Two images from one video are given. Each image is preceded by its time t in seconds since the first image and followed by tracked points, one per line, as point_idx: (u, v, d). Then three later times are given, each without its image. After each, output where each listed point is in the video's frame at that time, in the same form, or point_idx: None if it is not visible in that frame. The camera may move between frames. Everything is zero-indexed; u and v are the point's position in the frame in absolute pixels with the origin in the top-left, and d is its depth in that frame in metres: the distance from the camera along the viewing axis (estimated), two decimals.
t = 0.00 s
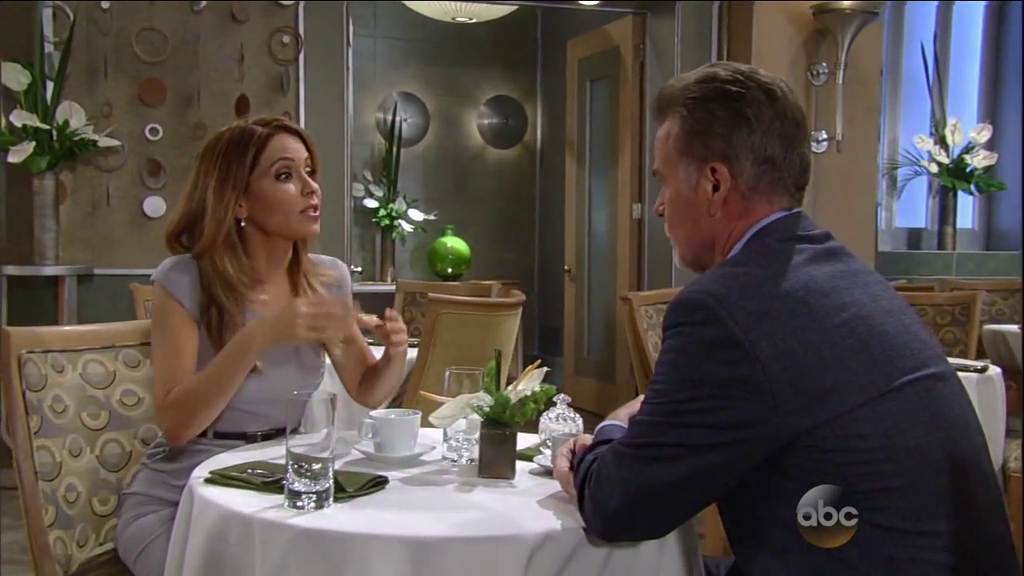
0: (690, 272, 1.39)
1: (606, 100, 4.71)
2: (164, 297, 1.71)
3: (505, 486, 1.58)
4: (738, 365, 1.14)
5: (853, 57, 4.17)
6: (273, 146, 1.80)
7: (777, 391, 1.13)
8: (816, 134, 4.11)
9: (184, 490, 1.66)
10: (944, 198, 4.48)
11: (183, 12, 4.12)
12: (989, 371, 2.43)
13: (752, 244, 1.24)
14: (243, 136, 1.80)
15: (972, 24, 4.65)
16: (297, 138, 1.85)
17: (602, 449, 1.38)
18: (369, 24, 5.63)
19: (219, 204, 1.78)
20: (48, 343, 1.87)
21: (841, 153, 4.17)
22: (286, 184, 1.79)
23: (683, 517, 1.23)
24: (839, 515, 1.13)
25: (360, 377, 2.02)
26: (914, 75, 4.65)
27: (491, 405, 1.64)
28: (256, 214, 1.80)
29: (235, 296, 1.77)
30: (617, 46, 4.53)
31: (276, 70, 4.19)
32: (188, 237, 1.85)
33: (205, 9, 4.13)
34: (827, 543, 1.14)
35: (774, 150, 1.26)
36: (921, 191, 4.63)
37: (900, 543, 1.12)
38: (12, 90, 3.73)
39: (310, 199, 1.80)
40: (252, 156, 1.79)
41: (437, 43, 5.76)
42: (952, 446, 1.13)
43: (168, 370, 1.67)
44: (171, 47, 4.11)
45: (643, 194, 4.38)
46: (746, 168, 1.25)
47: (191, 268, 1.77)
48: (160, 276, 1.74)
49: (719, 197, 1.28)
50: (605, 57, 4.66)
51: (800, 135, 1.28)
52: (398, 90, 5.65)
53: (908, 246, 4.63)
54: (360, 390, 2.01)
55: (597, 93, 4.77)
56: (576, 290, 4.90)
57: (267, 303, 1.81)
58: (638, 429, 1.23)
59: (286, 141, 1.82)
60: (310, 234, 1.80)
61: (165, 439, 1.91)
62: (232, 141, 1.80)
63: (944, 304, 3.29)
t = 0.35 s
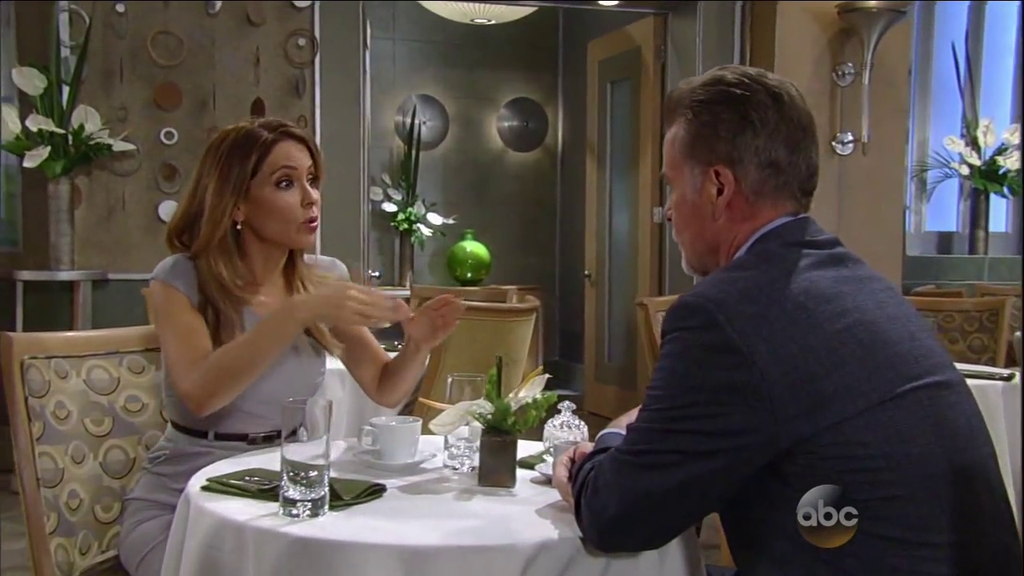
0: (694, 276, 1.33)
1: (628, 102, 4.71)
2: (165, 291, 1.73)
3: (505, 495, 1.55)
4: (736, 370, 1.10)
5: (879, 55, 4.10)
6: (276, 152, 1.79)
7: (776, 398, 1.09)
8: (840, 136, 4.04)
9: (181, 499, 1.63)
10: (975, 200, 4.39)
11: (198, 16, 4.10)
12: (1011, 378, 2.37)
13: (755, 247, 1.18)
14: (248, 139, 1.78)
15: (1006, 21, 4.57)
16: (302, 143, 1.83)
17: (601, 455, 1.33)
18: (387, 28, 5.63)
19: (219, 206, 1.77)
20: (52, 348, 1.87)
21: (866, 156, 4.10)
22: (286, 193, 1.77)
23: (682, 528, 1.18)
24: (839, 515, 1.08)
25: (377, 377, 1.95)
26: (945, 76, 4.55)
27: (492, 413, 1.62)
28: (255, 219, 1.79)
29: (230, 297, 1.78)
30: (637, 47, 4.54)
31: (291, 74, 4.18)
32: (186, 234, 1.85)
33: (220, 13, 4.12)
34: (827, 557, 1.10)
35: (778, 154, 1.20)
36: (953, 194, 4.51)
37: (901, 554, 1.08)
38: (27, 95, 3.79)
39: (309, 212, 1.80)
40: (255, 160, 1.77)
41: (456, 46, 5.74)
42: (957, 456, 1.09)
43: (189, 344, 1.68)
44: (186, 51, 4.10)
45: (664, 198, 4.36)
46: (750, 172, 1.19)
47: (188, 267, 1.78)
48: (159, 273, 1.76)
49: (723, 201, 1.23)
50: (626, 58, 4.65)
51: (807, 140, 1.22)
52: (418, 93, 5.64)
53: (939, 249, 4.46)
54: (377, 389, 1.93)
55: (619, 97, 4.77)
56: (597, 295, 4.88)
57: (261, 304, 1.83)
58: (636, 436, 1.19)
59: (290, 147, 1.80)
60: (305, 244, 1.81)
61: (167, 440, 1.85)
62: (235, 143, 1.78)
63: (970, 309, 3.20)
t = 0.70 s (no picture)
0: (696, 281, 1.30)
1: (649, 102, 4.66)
2: (165, 300, 1.70)
3: (505, 502, 1.53)
4: (732, 376, 1.08)
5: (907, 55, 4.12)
6: (280, 154, 1.75)
7: (772, 404, 1.07)
8: (868, 136, 4.08)
9: (178, 504, 1.61)
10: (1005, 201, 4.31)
11: (213, 16, 4.02)
12: None
13: (749, 252, 1.16)
14: (252, 140, 1.75)
15: None
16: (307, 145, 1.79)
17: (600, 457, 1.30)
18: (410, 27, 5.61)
19: (223, 209, 1.74)
20: (56, 352, 1.86)
21: (895, 155, 4.14)
22: (290, 196, 1.74)
23: (679, 536, 1.15)
24: (839, 515, 1.07)
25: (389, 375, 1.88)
26: (980, 73, 4.17)
27: (493, 419, 1.58)
28: (258, 223, 1.76)
29: (237, 300, 1.73)
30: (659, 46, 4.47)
31: (308, 75, 4.07)
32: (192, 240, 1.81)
33: (237, 14, 4.03)
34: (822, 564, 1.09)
35: (770, 155, 1.16)
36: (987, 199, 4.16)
37: (899, 562, 1.06)
38: (44, 97, 3.78)
39: (309, 213, 1.75)
40: (258, 163, 1.74)
41: (478, 46, 5.71)
42: (957, 464, 1.07)
43: (182, 362, 1.66)
44: (201, 52, 4.02)
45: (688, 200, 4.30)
46: (741, 175, 1.17)
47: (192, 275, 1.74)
48: (162, 281, 1.73)
49: (716, 205, 1.20)
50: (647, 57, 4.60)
51: (802, 140, 1.18)
52: (439, 93, 5.64)
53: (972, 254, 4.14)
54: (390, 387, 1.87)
55: (640, 96, 4.71)
56: (620, 298, 4.85)
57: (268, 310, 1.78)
58: (632, 442, 1.16)
59: (293, 149, 1.76)
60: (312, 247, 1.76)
61: (169, 445, 1.82)
62: (239, 145, 1.74)
63: (1000, 315, 3.16)
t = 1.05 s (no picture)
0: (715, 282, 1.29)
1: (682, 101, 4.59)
2: (181, 305, 1.68)
3: (518, 507, 1.49)
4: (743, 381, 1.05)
5: (950, 52, 3.99)
6: (290, 154, 1.74)
7: (785, 410, 1.04)
8: (908, 136, 4.01)
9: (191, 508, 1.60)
10: None
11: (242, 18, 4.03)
12: None
13: (760, 254, 1.14)
14: (262, 140, 1.74)
15: None
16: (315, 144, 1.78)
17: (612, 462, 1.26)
18: (441, 28, 5.58)
19: (234, 210, 1.73)
20: (75, 354, 1.86)
21: (937, 155, 4.04)
22: (300, 194, 1.72)
23: (691, 544, 1.12)
24: (839, 515, 1.04)
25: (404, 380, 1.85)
26: None
27: (506, 424, 1.55)
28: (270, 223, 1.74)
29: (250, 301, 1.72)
30: (692, 44, 4.41)
31: (336, 75, 4.08)
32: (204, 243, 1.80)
33: (265, 15, 4.04)
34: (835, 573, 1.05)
35: (771, 159, 1.15)
36: None
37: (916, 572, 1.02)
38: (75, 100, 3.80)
39: (321, 213, 1.73)
40: (268, 163, 1.73)
41: (510, 44, 5.68)
42: (978, 471, 1.02)
43: (205, 371, 1.63)
44: (230, 54, 4.03)
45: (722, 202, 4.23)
46: (744, 180, 1.16)
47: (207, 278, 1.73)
48: (177, 285, 1.71)
49: (722, 210, 1.20)
50: (680, 57, 4.53)
51: (809, 141, 1.17)
52: (471, 94, 5.61)
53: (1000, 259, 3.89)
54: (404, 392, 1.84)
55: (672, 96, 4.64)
56: (654, 301, 4.80)
57: (282, 311, 1.79)
58: (644, 447, 1.13)
59: (303, 148, 1.76)
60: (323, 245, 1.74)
61: (186, 448, 1.81)
62: (250, 145, 1.74)
63: None
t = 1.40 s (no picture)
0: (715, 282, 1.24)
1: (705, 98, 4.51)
2: (182, 304, 1.67)
3: (522, 510, 1.45)
4: (742, 383, 1.00)
5: (984, 45, 3.86)
6: (292, 155, 1.72)
7: (785, 413, 0.99)
8: (941, 131, 3.90)
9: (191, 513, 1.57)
10: None
11: (261, 16, 4.02)
12: None
13: (763, 253, 1.09)
14: (264, 140, 1.72)
15: None
16: (318, 145, 1.76)
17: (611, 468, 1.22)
18: (464, 24, 5.53)
19: (235, 211, 1.71)
20: (83, 355, 1.85)
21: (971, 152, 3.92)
22: (301, 197, 1.71)
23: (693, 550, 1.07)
24: (839, 514, 1.00)
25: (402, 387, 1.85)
26: None
27: (510, 425, 1.51)
28: (271, 225, 1.73)
29: (248, 302, 1.71)
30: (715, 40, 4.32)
31: (355, 73, 4.08)
32: (205, 242, 1.78)
33: (284, 13, 4.03)
34: None
35: (776, 157, 1.11)
36: None
37: None
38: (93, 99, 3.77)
39: (322, 218, 1.72)
40: (269, 164, 1.71)
41: (534, 42, 5.63)
42: (983, 475, 0.98)
43: (210, 374, 1.61)
44: (248, 51, 4.02)
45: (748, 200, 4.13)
46: (747, 179, 1.11)
47: (208, 278, 1.72)
48: (178, 285, 1.70)
49: (725, 210, 1.15)
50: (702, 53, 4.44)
51: (814, 139, 1.12)
52: (494, 92, 5.57)
53: None
54: (402, 399, 1.83)
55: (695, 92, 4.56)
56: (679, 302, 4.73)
57: (280, 313, 1.78)
58: (644, 450, 1.08)
59: (304, 149, 1.74)
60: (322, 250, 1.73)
61: (190, 452, 1.81)
62: (252, 146, 1.72)
63: None
